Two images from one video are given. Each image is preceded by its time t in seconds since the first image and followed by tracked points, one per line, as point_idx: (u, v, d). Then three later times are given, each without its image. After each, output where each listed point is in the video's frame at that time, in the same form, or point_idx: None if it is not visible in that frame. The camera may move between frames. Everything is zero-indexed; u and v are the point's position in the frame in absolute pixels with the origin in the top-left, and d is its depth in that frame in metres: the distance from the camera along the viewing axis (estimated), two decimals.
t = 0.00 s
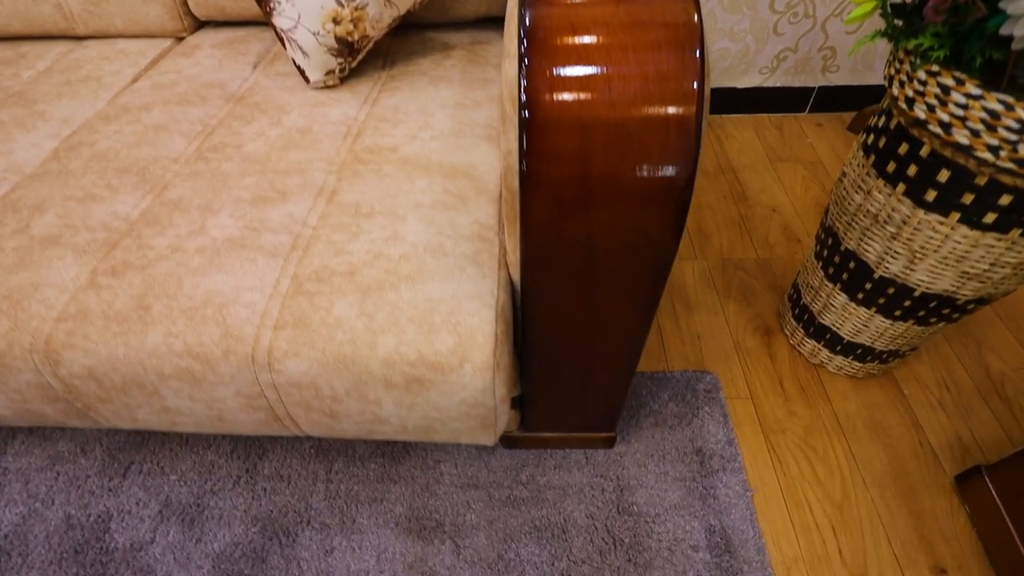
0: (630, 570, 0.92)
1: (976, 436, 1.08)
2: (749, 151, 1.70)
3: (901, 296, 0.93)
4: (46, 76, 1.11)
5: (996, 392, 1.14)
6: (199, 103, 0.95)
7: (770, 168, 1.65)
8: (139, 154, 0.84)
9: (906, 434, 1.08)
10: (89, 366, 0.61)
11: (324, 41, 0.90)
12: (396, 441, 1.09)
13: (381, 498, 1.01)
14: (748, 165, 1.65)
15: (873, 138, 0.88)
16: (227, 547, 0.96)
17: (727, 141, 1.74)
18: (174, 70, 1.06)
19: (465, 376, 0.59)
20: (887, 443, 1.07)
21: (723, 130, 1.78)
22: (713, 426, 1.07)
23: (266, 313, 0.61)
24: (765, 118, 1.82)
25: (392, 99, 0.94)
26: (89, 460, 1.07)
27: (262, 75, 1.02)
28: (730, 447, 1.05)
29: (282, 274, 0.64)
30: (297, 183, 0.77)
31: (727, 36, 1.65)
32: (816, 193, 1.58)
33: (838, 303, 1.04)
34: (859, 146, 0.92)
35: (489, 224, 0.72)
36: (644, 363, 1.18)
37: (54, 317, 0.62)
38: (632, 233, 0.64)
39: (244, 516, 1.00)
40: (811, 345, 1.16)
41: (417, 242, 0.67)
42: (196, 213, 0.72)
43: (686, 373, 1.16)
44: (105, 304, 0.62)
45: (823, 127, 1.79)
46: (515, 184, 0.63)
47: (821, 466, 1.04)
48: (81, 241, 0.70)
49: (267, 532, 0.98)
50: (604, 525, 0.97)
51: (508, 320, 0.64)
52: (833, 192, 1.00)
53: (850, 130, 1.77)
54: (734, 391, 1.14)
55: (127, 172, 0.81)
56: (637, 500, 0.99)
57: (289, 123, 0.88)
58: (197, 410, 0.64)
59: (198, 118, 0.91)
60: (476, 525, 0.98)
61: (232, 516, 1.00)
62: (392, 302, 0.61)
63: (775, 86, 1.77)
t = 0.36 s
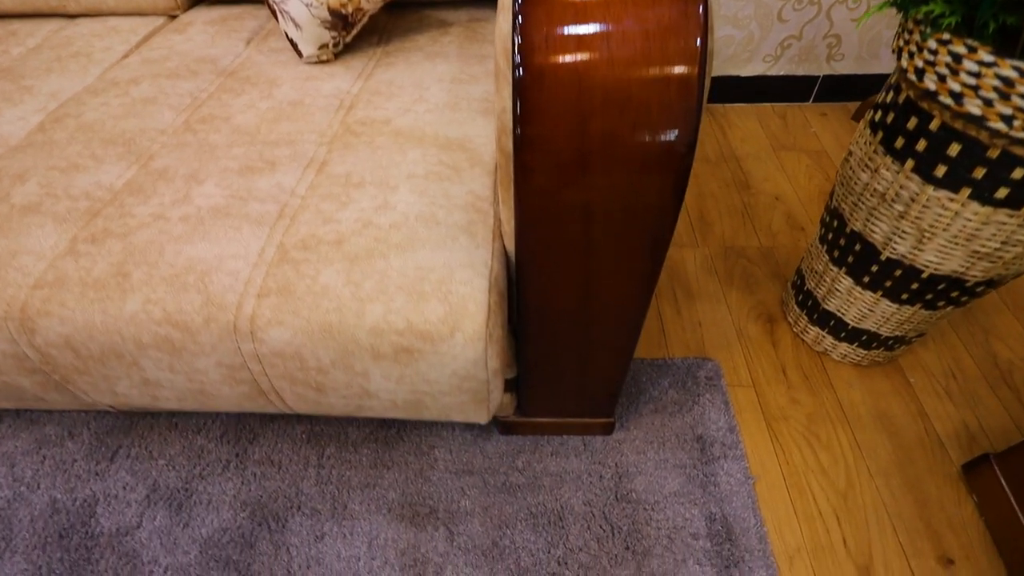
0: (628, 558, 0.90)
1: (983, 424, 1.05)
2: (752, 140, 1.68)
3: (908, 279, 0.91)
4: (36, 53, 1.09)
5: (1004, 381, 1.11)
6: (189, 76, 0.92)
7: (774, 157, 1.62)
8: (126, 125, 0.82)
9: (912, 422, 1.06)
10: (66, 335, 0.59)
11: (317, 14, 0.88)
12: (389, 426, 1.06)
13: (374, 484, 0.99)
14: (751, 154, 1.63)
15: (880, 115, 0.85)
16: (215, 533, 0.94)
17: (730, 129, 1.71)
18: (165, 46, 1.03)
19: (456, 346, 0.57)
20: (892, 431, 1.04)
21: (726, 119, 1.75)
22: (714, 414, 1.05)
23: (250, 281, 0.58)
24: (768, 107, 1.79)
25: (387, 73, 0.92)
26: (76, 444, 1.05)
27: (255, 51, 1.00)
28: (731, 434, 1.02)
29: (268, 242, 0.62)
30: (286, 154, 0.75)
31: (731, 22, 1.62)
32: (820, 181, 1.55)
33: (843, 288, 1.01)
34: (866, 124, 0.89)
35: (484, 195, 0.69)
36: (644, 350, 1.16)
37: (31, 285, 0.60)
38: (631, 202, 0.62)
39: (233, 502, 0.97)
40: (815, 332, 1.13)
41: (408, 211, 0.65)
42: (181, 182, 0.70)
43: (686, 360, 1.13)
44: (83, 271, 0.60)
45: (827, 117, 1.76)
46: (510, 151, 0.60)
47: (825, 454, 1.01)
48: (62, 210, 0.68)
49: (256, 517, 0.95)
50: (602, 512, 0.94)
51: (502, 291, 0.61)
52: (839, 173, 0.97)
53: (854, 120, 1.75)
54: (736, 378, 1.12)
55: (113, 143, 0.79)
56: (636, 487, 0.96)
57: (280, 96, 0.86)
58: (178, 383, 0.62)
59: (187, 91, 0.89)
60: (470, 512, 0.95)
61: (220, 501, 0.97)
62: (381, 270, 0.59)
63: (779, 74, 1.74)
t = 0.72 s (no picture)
0: (630, 549, 0.87)
1: (996, 413, 1.02)
2: (756, 128, 1.65)
3: (920, 260, 0.88)
4: (24, 30, 1.06)
5: (1017, 370, 1.08)
6: (179, 50, 0.90)
7: (779, 145, 1.59)
8: (111, 97, 0.79)
9: (923, 411, 1.03)
10: (39, 306, 0.56)
11: None
12: (384, 414, 1.03)
13: (368, 472, 0.96)
14: (756, 142, 1.60)
15: (891, 89, 0.83)
16: (203, 521, 0.91)
17: (734, 117, 1.68)
18: (155, 21, 1.01)
19: (449, 317, 0.54)
20: (902, 420, 1.01)
21: (730, 107, 1.72)
22: (718, 401, 1.02)
23: (232, 250, 0.55)
24: (773, 96, 1.76)
25: (382, 47, 0.89)
26: (63, 430, 1.02)
27: (247, 26, 0.97)
28: (736, 423, 0.99)
29: (253, 210, 0.59)
30: (275, 124, 0.72)
31: (735, 8, 1.59)
32: (826, 169, 1.52)
33: (852, 272, 0.98)
34: (876, 99, 0.86)
35: (480, 165, 0.66)
36: (646, 337, 1.13)
37: (4, 253, 0.57)
38: (634, 170, 0.59)
39: (222, 490, 0.94)
40: (822, 319, 1.10)
41: (400, 180, 0.62)
42: (165, 151, 0.67)
43: (690, 347, 1.10)
44: (59, 239, 0.57)
45: (833, 105, 1.73)
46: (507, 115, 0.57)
47: (832, 443, 0.98)
48: (41, 179, 0.65)
49: (246, 505, 0.93)
50: (603, 502, 0.91)
51: (499, 262, 0.59)
52: (847, 152, 0.95)
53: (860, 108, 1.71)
54: (741, 366, 1.08)
55: (97, 114, 0.76)
56: (638, 476, 0.93)
57: (271, 69, 0.83)
58: (159, 357, 0.59)
59: (175, 64, 0.86)
60: (467, 500, 0.92)
61: (210, 489, 0.95)
62: (371, 238, 0.56)
63: (784, 62, 1.71)
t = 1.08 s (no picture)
0: (633, 540, 0.82)
1: (1014, 402, 0.98)
2: (762, 114, 1.61)
3: (937, 238, 0.84)
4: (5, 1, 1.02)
5: None
6: (163, 17, 0.86)
7: (785, 131, 1.55)
8: (89, 62, 0.75)
9: (938, 399, 0.98)
10: None
11: None
12: (377, 400, 0.99)
13: (359, 460, 0.92)
14: (761, 127, 1.56)
15: (909, 57, 0.79)
16: (187, 510, 0.87)
17: (739, 103, 1.64)
18: None
19: (439, 282, 0.50)
20: (916, 408, 0.97)
21: (735, 93, 1.69)
22: (725, 388, 0.98)
23: (206, 211, 0.51)
24: (778, 82, 1.72)
25: (375, 14, 0.84)
26: (43, 416, 0.98)
27: None
28: (743, 410, 0.95)
29: (230, 170, 0.55)
30: (259, 87, 0.68)
31: None
32: (834, 155, 1.48)
33: (865, 253, 0.94)
34: (892, 69, 0.83)
35: (475, 128, 0.62)
36: (649, 323, 1.09)
37: None
38: (638, 129, 0.55)
39: (207, 478, 0.90)
40: (832, 304, 1.06)
41: (389, 141, 0.58)
42: (141, 113, 0.63)
43: (695, 333, 1.06)
44: (22, 199, 0.53)
45: (840, 92, 1.69)
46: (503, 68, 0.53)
47: (844, 431, 0.94)
48: (8, 140, 0.61)
49: (231, 494, 0.89)
50: (604, 491, 0.87)
51: (494, 227, 0.55)
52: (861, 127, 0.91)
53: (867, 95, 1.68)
54: (748, 352, 1.04)
55: (73, 78, 0.72)
56: (641, 465, 0.89)
57: (258, 34, 0.79)
58: (130, 327, 0.55)
59: (158, 30, 0.82)
60: (462, 490, 0.88)
61: (194, 477, 0.91)
62: (357, 198, 0.52)
63: (790, 47, 1.67)
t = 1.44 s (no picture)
0: (637, 532, 0.79)
1: None
2: (767, 101, 1.58)
3: (953, 218, 0.81)
4: None
5: None
6: None
7: (791, 118, 1.52)
8: (70, 33, 0.73)
9: (951, 388, 0.95)
10: None
11: None
12: (371, 389, 0.96)
13: (352, 450, 0.89)
14: (766, 115, 1.53)
15: (924, 28, 0.76)
16: (173, 502, 0.84)
17: (743, 91, 1.61)
18: None
19: (431, 250, 0.47)
20: (929, 397, 0.94)
21: (738, 81, 1.65)
22: (731, 376, 0.95)
23: (183, 176, 0.48)
24: (783, 71, 1.69)
25: None
26: (27, 405, 0.95)
27: None
28: (750, 399, 0.92)
29: (210, 135, 0.52)
30: (245, 56, 0.65)
31: None
32: (840, 143, 1.45)
33: (876, 236, 0.91)
34: (906, 43, 0.79)
35: (470, 95, 0.59)
36: (652, 311, 1.06)
37: None
38: (642, 92, 0.52)
39: (195, 468, 0.87)
40: (842, 291, 1.03)
41: (379, 107, 0.55)
42: (121, 80, 0.60)
43: (699, 321, 1.03)
44: None
45: (845, 80, 1.66)
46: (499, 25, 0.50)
47: (855, 420, 0.91)
48: None
49: (219, 485, 0.85)
50: (606, 482, 0.84)
51: (489, 195, 0.52)
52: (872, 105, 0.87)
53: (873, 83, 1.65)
54: (754, 340, 1.01)
55: (53, 48, 0.69)
56: (645, 455, 0.86)
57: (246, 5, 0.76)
58: (105, 301, 0.52)
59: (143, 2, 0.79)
60: (459, 481, 0.85)
61: (181, 468, 0.87)
62: (344, 162, 0.49)
63: (795, 35, 1.64)
